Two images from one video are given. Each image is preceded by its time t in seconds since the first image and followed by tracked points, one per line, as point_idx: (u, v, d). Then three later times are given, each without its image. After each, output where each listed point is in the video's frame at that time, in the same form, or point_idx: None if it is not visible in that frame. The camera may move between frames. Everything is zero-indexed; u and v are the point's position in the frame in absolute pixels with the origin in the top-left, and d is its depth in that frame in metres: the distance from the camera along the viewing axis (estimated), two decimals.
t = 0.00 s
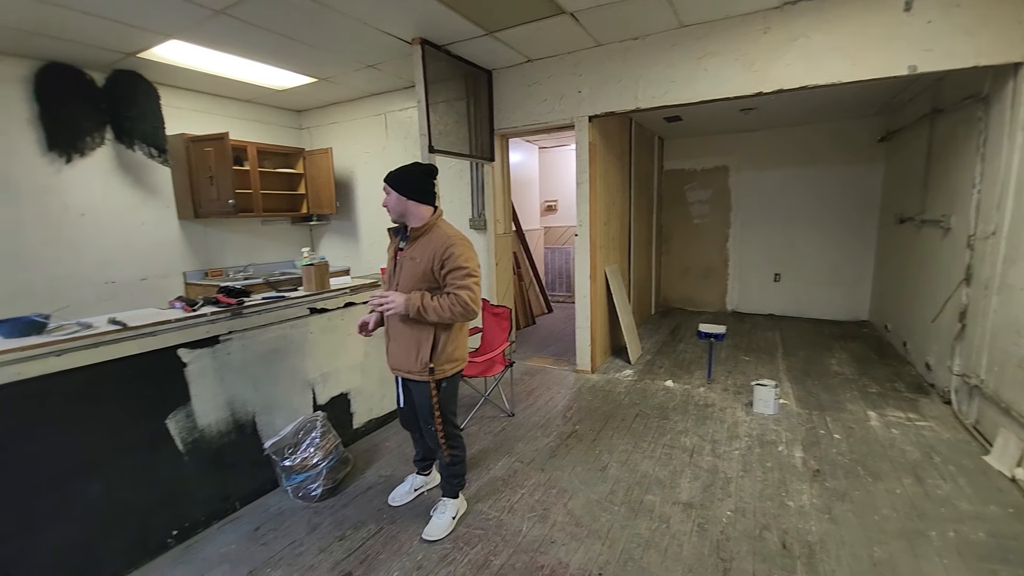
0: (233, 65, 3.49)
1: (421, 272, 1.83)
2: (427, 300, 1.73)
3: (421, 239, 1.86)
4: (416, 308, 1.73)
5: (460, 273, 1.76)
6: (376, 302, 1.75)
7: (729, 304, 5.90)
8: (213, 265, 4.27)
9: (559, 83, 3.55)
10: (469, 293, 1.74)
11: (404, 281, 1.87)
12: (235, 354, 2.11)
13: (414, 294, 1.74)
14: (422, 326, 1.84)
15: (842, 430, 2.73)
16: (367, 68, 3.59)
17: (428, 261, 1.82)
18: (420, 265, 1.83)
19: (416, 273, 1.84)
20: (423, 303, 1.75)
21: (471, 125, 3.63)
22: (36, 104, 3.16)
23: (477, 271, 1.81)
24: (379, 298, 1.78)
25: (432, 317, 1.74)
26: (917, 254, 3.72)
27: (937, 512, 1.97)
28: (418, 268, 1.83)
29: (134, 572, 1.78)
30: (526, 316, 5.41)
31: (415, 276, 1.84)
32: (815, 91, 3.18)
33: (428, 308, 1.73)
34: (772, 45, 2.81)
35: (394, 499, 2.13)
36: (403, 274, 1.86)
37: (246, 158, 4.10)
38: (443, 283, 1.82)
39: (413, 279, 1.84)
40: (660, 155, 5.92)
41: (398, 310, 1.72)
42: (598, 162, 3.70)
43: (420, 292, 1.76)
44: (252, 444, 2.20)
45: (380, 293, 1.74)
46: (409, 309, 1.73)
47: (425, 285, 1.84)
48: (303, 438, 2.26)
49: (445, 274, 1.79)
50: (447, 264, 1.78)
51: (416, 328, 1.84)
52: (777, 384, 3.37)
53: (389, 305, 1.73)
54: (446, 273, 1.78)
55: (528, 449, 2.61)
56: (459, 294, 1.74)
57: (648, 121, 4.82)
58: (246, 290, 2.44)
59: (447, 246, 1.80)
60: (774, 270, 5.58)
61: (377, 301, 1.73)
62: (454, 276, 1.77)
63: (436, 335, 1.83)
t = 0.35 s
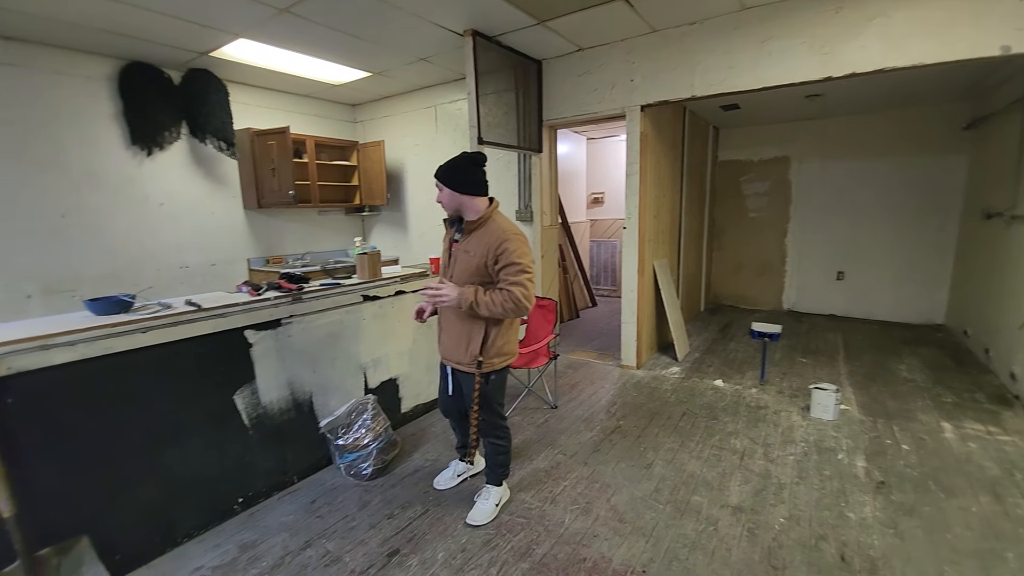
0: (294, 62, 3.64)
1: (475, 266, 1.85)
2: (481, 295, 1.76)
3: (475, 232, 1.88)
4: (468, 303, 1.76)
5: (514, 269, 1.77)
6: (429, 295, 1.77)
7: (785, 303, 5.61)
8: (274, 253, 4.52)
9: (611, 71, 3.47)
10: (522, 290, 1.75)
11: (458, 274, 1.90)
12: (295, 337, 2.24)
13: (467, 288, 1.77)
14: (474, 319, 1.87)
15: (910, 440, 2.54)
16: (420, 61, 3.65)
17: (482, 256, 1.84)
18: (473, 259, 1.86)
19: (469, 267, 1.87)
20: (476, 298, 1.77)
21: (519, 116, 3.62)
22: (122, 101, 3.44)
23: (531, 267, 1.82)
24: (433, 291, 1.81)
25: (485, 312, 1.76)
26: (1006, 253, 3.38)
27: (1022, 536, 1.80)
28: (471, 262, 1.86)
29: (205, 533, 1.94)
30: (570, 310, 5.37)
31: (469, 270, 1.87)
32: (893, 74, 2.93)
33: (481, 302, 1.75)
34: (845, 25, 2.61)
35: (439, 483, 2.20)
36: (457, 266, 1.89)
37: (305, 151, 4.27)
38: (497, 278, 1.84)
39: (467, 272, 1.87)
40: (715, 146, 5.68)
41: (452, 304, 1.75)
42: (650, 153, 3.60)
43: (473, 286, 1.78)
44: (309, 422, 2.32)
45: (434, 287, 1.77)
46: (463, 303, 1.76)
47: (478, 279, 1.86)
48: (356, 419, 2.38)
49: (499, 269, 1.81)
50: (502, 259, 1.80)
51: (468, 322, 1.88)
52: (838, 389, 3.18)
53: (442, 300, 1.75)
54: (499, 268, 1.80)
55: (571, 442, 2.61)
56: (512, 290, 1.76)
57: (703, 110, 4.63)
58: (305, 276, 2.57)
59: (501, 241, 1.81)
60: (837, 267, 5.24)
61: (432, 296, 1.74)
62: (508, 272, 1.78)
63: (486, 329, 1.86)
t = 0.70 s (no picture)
0: (345, 61, 3.76)
1: (525, 263, 1.85)
2: (535, 293, 1.74)
3: (524, 229, 1.87)
4: (522, 300, 1.74)
5: (567, 266, 1.78)
6: (483, 294, 1.75)
7: (841, 306, 5.30)
8: (323, 245, 4.70)
9: (659, 64, 3.37)
10: (575, 287, 1.76)
11: (506, 271, 1.89)
12: (343, 327, 2.32)
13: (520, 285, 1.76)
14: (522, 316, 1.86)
15: (983, 458, 2.34)
16: (465, 58, 3.68)
17: (532, 252, 1.84)
18: (523, 255, 1.85)
19: (519, 264, 1.86)
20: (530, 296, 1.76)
21: (564, 111, 3.59)
22: (188, 101, 3.66)
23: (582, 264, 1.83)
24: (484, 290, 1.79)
25: (538, 309, 1.76)
26: None
27: None
28: (521, 259, 1.86)
29: (260, 509, 2.05)
30: (610, 307, 5.30)
31: (519, 267, 1.86)
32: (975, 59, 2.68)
33: (535, 300, 1.74)
34: (920, 8, 2.42)
35: (457, 485, 2.15)
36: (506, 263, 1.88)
37: (353, 148, 4.39)
38: (546, 274, 1.85)
39: (515, 269, 1.87)
40: (767, 140, 5.42)
41: (506, 303, 1.73)
42: (698, 148, 3.48)
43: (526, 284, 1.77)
44: (355, 409, 2.41)
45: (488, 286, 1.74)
46: (517, 301, 1.74)
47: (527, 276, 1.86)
48: (398, 408, 2.47)
49: (551, 266, 1.81)
50: (554, 255, 1.80)
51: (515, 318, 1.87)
52: (899, 399, 2.97)
53: (497, 298, 1.73)
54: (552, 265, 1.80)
55: (610, 442, 2.58)
56: (565, 286, 1.76)
57: (756, 102, 4.42)
58: (353, 269, 2.67)
59: (552, 238, 1.81)
60: (901, 269, 4.88)
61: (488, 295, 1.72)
62: (560, 269, 1.78)
63: (534, 326, 1.86)
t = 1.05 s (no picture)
0: (377, 64, 3.83)
1: (548, 263, 1.83)
2: (564, 293, 1.72)
3: (544, 228, 1.86)
4: (552, 301, 1.70)
5: (590, 263, 1.79)
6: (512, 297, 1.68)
7: (881, 312, 5.07)
8: (353, 245, 4.81)
9: (692, 61, 3.30)
10: (602, 284, 1.77)
11: (527, 272, 1.86)
12: (373, 325, 2.37)
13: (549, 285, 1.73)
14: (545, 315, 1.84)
15: None
16: (495, 58, 3.69)
17: (554, 251, 1.82)
18: (545, 255, 1.83)
19: (542, 264, 1.84)
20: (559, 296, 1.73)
21: (593, 111, 3.56)
22: (229, 104, 3.80)
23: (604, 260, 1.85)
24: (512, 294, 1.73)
25: (567, 308, 1.73)
26: None
27: None
28: (543, 258, 1.83)
29: (292, 499, 2.12)
30: (637, 309, 5.22)
31: (541, 266, 1.84)
32: None
33: (564, 299, 1.72)
34: None
35: (471, 498, 2.04)
36: (527, 263, 1.85)
37: (384, 149, 4.45)
38: (568, 273, 1.84)
39: (537, 269, 1.84)
40: (804, 138, 5.23)
41: (537, 305, 1.68)
42: (731, 148, 3.40)
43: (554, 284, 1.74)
44: (384, 405, 2.46)
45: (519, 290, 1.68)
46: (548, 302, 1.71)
47: (550, 275, 1.84)
48: (425, 406, 2.51)
49: (576, 264, 1.81)
50: (577, 253, 1.80)
51: (539, 319, 1.85)
52: (946, 411, 2.82)
53: (528, 301, 1.67)
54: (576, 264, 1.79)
55: (637, 445, 2.54)
56: (591, 284, 1.76)
57: (793, 99, 4.28)
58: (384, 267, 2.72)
59: (574, 236, 1.81)
60: (948, 274, 4.63)
61: (521, 297, 1.66)
62: (584, 266, 1.79)
63: (557, 325, 1.85)
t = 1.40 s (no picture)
0: (410, 69, 3.91)
1: (565, 257, 1.80)
2: (586, 284, 1.70)
3: (556, 223, 1.83)
4: (575, 294, 1.68)
5: (603, 254, 1.80)
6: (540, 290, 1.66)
7: (931, 317, 4.80)
8: (385, 247, 4.91)
9: (728, 58, 3.22)
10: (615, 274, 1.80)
11: (543, 269, 1.80)
12: (406, 324, 2.42)
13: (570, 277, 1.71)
14: (563, 309, 1.81)
15: None
16: (525, 61, 3.71)
17: (570, 245, 1.80)
18: (562, 250, 1.80)
19: (559, 259, 1.79)
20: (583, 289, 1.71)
21: (624, 111, 3.52)
22: (270, 112, 3.96)
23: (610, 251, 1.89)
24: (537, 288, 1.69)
25: (590, 299, 1.72)
26: None
27: None
28: (559, 253, 1.79)
29: (328, 494, 2.18)
30: (669, 312, 5.13)
31: (558, 262, 1.79)
32: None
33: (587, 290, 1.71)
34: None
35: (499, 502, 2.02)
36: (544, 260, 1.79)
37: (416, 152, 4.53)
38: (581, 266, 1.84)
39: (554, 266, 1.78)
40: (847, 135, 5.02)
41: (563, 298, 1.66)
42: (769, 146, 3.30)
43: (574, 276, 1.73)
44: (415, 404, 2.50)
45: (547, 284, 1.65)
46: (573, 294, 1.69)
47: (565, 271, 1.80)
48: (455, 406, 2.53)
49: (590, 256, 1.81)
50: (589, 244, 1.81)
51: (557, 314, 1.81)
52: (1005, 424, 2.65)
53: (558, 293, 1.65)
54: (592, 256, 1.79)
55: (669, 451, 2.49)
56: (606, 273, 1.78)
57: (835, 95, 4.11)
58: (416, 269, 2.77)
59: (586, 228, 1.82)
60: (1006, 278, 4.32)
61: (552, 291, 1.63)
62: (597, 257, 1.80)
63: (572, 319, 1.83)
